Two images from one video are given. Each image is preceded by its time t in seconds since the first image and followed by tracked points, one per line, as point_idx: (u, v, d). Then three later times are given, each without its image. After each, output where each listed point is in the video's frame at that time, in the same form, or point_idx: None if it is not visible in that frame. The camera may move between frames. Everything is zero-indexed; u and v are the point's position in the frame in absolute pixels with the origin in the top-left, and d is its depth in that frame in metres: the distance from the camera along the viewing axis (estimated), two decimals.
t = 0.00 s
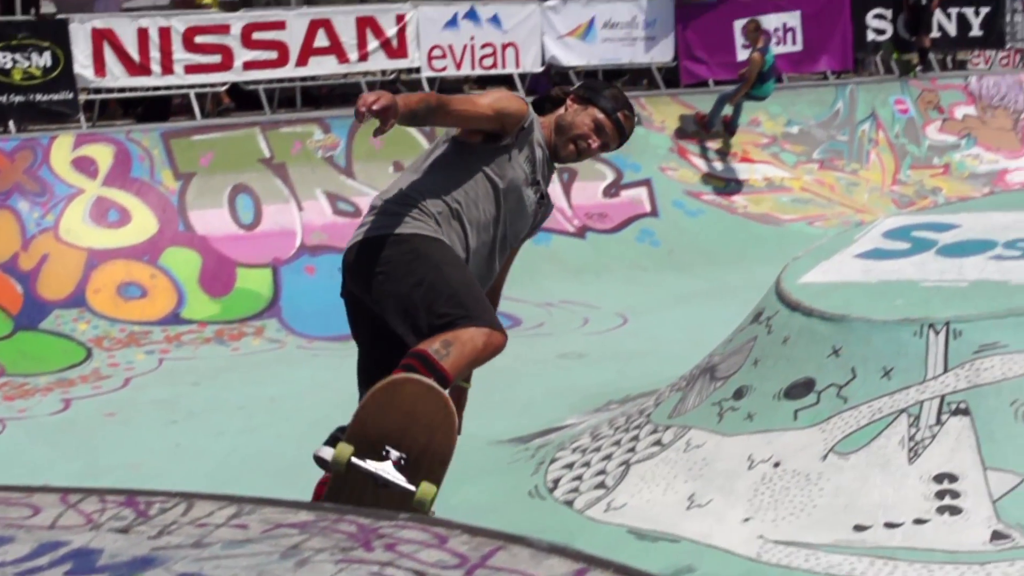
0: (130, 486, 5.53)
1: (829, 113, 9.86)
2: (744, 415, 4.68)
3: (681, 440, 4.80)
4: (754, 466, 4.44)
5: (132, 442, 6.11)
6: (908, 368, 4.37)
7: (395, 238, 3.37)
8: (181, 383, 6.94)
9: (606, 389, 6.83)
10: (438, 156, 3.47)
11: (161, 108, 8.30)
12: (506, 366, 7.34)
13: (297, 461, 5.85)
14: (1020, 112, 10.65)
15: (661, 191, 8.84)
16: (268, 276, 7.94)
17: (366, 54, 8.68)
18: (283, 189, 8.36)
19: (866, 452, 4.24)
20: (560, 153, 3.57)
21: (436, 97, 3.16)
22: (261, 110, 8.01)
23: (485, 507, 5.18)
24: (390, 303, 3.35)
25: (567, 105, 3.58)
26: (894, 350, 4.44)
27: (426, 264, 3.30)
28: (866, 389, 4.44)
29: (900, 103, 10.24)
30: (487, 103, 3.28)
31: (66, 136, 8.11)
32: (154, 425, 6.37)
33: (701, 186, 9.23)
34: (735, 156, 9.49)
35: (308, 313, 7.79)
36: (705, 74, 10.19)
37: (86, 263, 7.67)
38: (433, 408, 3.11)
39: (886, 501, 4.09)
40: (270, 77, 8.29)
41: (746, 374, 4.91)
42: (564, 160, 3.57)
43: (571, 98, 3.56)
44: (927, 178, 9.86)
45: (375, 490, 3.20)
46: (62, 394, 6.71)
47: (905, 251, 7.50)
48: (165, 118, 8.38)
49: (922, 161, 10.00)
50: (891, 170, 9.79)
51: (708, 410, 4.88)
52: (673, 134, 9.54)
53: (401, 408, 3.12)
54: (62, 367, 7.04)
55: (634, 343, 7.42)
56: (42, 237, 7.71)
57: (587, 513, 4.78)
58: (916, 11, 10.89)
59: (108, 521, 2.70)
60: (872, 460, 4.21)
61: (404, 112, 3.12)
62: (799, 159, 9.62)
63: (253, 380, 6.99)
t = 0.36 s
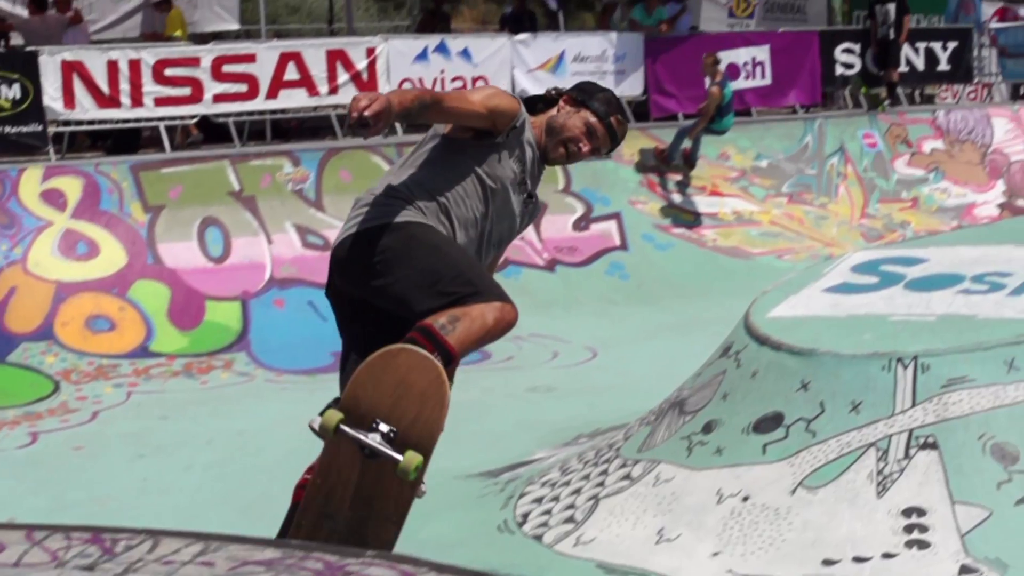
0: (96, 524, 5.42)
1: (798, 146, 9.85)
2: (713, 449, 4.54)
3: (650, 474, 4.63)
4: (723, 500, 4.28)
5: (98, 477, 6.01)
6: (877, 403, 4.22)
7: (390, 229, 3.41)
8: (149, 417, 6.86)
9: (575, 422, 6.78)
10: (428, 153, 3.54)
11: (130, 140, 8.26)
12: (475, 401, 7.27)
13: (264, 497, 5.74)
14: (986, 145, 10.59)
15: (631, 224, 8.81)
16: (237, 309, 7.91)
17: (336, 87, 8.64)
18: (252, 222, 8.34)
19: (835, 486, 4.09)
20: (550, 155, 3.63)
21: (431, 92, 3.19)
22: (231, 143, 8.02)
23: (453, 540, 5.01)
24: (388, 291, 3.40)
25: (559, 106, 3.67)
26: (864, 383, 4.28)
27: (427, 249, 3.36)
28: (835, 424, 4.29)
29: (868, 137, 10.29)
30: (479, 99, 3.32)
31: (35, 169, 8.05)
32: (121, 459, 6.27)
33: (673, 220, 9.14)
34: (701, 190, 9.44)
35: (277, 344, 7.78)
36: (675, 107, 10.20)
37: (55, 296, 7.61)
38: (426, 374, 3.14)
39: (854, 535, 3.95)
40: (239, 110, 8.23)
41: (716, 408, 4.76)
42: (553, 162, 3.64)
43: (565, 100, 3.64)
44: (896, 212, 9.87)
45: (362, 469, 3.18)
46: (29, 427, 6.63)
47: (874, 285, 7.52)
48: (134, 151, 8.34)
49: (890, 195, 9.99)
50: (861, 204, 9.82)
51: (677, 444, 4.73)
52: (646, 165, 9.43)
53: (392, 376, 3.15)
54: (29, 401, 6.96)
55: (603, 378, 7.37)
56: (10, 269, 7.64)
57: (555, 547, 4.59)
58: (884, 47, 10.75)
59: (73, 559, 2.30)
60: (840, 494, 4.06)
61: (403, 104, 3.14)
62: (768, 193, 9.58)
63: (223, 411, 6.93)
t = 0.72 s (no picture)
0: (61, 561, 5.27)
1: (765, 183, 9.91)
2: (680, 485, 4.40)
3: (617, 510, 4.47)
4: (690, 537, 4.13)
5: (63, 513, 5.89)
6: (844, 439, 4.11)
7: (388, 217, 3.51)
8: (115, 451, 6.74)
9: (542, 457, 6.72)
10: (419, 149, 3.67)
11: (98, 173, 8.22)
12: (443, 435, 7.16)
13: (230, 533, 5.62)
14: (953, 182, 10.64)
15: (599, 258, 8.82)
16: (204, 344, 7.86)
17: (305, 121, 8.59)
18: (219, 256, 8.31)
19: (802, 523, 3.95)
20: (540, 160, 3.71)
21: (424, 96, 3.34)
22: (199, 176, 8.00)
23: None
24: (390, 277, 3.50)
25: (552, 110, 3.74)
26: (831, 420, 4.18)
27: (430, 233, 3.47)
28: (801, 461, 4.19)
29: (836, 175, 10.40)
30: (471, 100, 3.45)
31: (3, 203, 8.02)
32: (86, 494, 6.15)
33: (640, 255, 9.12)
34: (669, 225, 9.40)
35: (245, 379, 7.72)
36: (643, 142, 10.20)
37: (21, 329, 7.47)
38: (411, 355, 3.36)
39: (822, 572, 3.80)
40: (207, 144, 8.17)
41: (683, 445, 4.68)
42: (543, 167, 3.71)
43: (558, 105, 3.71)
44: (862, 248, 9.91)
45: (354, 447, 3.44)
46: None
47: (841, 321, 7.54)
48: (102, 185, 8.34)
49: (857, 231, 10.04)
50: (827, 240, 9.86)
51: (643, 480, 4.63)
52: (615, 200, 9.40)
53: (378, 359, 3.39)
54: None
55: (572, 413, 7.32)
56: None
57: None
58: (851, 83, 10.96)
59: None
60: (807, 531, 3.92)
61: (398, 106, 3.29)
62: (736, 229, 9.58)
63: (191, 446, 6.83)
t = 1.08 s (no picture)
0: None
1: (732, 221, 9.95)
2: (646, 523, 4.33)
3: (582, 548, 4.41)
4: None
5: (23, 549, 5.78)
6: (810, 477, 4.00)
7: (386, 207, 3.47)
8: (78, 487, 6.66)
9: (508, 494, 6.64)
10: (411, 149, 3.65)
11: (64, 208, 8.22)
12: (409, 472, 7.07)
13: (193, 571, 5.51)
14: (919, 220, 10.79)
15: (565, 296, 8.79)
16: (169, 377, 7.81)
17: (272, 155, 8.56)
18: (186, 290, 8.28)
19: (767, 561, 3.84)
20: (531, 166, 3.81)
21: (420, 104, 3.34)
22: (166, 212, 8.02)
23: None
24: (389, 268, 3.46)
25: (545, 117, 3.84)
26: (796, 458, 4.06)
27: (432, 221, 3.45)
28: (767, 499, 4.09)
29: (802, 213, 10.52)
30: (464, 107, 3.46)
31: None
32: (48, 530, 6.05)
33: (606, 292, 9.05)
34: (637, 262, 9.38)
35: (210, 415, 7.67)
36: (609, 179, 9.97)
37: None
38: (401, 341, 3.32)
39: None
40: (174, 178, 8.14)
41: (648, 483, 4.60)
42: (534, 173, 3.81)
43: (551, 112, 3.80)
44: (828, 285, 9.98)
45: (338, 434, 3.38)
46: None
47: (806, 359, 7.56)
48: (68, 218, 8.31)
49: (823, 269, 10.11)
50: (794, 278, 9.90)
51: (609, 518, 4.56)
52: (581, 236, 9.31)
53: (363, 345, 3.34)
54: None
55: (539, 450, 7.25)
56: None
57: None
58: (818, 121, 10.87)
59: None
60: (772, 570, 3.81)
61: (398, 112, 3.29)
62: (703, 266, 9.60)
63: (155, 482, 6.75)
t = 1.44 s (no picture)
0: None
1: (697, 258, 9.97)
2: (609, 561, 4.33)
3: None
4: None
5: None
6: (773, 516, 3.98)
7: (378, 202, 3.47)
8: (39, 523, 6.57)
9: (472, 530, 6.57)
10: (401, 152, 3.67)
11: (28, 241, 8.05)
12: (372, 509, 7.00)
13: None
14: (882, 258, 10.88)
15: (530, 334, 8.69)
16: (132, 413, 7.74)
17: (237, 190, 8.55)
18: (149, 324, 8.24)
19: None
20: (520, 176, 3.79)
21: (411, 121, 3.35)
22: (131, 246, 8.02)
23: None
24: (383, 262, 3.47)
25: (536, 127, 3.82)
26: (759, 497, 4.04)
27: (429, 214, 3.49)
28: (729, 538, 4.06)
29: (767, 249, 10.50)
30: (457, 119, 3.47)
31: None
32: (7, 565, 5.94)
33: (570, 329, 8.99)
34: (603, 299, 9.31)
35: (174, 451, 7.61)
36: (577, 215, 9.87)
37: None
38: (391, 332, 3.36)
39: None
40: (138, 212, 8.16)
41: (611, 521, 4.60)
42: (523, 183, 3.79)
43: (541, 122, 3.78)
44: (793, 323, 10.05)
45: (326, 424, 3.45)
46: None
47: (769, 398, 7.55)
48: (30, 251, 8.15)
49: (787, 306, 10.19)
50: (758, 315, 9.98)
51: (571, 556, 4.55)
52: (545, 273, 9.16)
53: (354, 335, 3.36)
54: None
55: (503, 487, 7.21)
56: None
57: None
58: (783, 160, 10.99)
59: None
60: None
61: (388, 132, 3.31)
62: (667, 303, 9.61)
63: (117, 517, 6.65)
